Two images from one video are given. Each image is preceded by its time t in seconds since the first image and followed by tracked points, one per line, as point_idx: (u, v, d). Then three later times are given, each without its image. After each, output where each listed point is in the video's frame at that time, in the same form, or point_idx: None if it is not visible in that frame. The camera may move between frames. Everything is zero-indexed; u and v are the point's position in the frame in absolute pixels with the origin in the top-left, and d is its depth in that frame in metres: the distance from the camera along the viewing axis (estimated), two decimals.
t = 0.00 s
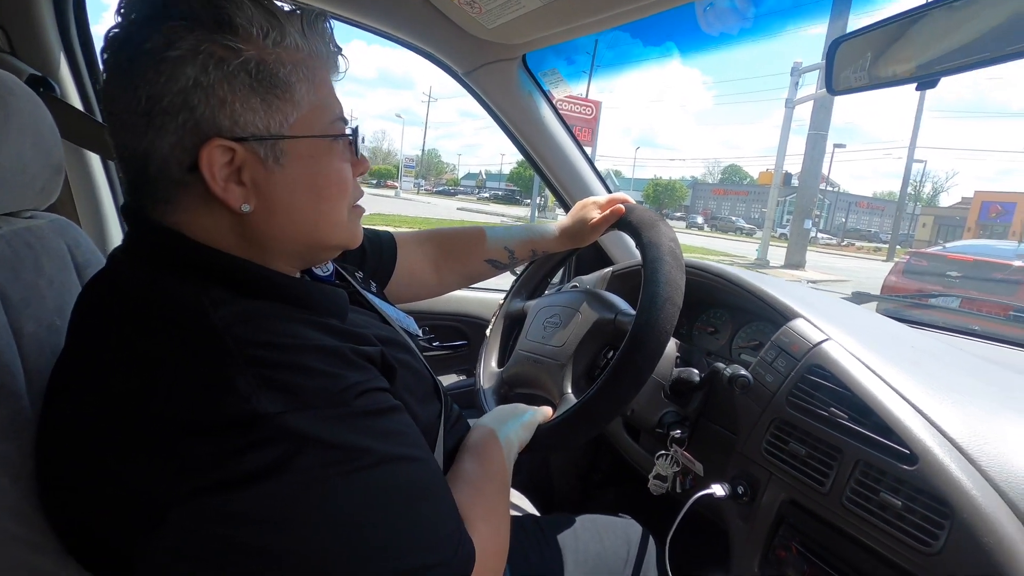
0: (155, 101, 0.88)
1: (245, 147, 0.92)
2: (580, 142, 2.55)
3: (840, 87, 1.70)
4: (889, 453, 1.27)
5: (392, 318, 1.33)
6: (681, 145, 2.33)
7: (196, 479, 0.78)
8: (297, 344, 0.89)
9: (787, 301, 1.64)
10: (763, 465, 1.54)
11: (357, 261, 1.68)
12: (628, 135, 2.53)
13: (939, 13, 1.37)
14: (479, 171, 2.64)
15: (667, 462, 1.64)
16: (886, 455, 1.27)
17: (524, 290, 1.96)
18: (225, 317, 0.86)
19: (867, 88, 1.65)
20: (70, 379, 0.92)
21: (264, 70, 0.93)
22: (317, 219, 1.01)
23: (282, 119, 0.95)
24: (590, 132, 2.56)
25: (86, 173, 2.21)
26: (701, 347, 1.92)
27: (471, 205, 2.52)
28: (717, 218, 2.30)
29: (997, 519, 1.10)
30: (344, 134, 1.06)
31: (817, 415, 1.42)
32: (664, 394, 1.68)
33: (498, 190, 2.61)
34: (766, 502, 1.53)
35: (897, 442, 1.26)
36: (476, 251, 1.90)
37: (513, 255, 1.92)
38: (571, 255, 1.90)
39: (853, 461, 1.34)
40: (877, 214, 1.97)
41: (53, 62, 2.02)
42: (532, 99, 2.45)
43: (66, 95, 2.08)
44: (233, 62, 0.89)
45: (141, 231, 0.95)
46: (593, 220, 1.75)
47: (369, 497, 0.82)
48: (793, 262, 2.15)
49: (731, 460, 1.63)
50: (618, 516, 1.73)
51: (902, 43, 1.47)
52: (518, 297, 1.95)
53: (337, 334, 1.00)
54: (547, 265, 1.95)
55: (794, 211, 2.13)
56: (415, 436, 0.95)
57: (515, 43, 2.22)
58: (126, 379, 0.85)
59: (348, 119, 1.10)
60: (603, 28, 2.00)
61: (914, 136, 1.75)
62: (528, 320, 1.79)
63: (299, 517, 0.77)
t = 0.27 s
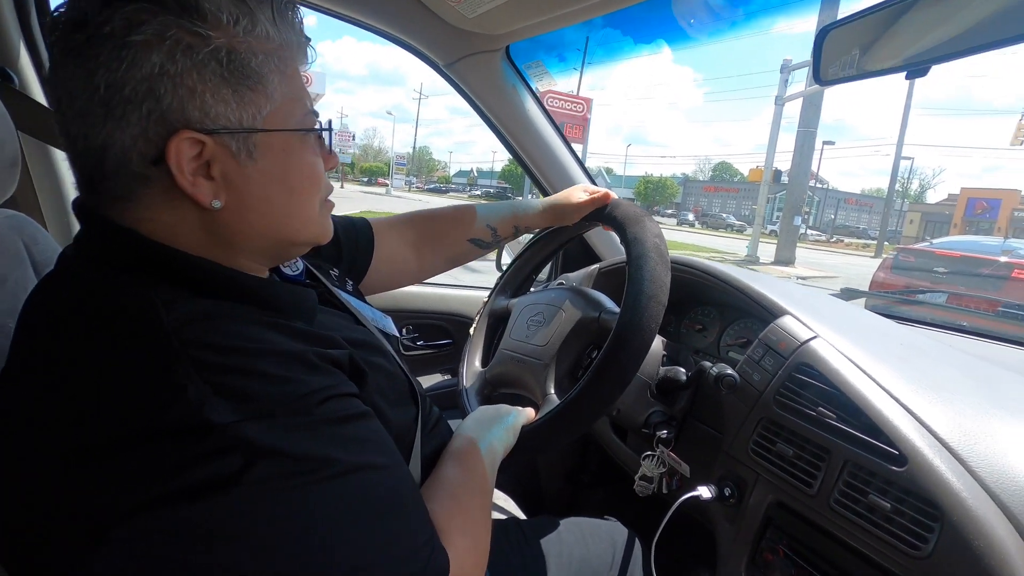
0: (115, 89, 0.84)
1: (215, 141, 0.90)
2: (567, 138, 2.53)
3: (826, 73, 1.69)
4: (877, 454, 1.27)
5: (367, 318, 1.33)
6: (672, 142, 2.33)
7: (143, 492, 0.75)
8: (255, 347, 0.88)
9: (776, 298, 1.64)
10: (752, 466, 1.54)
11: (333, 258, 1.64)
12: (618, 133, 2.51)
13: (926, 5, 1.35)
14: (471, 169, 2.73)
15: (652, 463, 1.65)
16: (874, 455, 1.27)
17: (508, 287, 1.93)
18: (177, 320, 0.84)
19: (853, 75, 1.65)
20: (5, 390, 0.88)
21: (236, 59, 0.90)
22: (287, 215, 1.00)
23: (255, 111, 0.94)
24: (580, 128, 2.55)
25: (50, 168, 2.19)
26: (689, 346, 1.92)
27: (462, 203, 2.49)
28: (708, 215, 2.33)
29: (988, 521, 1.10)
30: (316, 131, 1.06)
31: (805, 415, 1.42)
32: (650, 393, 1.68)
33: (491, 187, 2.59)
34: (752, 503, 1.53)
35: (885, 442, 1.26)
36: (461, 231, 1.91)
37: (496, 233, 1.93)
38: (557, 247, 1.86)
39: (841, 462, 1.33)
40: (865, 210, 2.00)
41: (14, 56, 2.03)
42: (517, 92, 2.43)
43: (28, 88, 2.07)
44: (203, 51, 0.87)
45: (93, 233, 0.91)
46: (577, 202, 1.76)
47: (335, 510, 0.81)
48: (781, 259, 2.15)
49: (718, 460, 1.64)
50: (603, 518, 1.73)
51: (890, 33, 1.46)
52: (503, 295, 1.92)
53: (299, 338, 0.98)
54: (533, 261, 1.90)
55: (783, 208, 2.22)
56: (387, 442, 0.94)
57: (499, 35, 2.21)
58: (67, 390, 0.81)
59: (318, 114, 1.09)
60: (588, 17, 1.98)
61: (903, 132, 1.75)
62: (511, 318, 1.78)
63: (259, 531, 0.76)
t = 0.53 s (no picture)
0: (109, 91, 0.83)
1: (212, 148, 0.90)
2: (561, 138, 2.56)
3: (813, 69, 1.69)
4: (866, 452, 1.28)
5: (356, 320, 1.31)
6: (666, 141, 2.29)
7: (124, 501, 0.75)
8: (243, 354, 0.86)
9: (766, 297, 1.65)
10: (743, 463, 1.55)
11: (322, 260, 1.63)
12: (611, 131, 2.49)
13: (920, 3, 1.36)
14: (465, 166, 2.76)
15: (645, 462, 1.65)
16: (863, 454, 1.28)
17: (501, 288, 1.94)
18: (164, 326, 0.83)
19: (840, 74, 1.65)
20: None
21: (236, 66, 0.90)
22: (280, 222, 1.01)
23: (253, 119, 0.94)
24: (574, 126, 2.56)
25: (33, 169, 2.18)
26: (681, 344, 1.92)
27: (458, 202, 2.49)
28: (701, 213, 2.33)
29: (975, 518, 1.12)
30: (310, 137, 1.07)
31: (795, 414, 1.43)
32: (643, 392, 1.70)
33: (483, 186, 2.66)
34: (743, 501, 1.54)
35: (874, 441, 1.27)
36: (453, 240, 1.90)
37: (489, 245, 1.91)
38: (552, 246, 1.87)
39: (830, 460, 1.35)
40: (857, 208, 1.95)
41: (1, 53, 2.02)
42: (509, 92, 2.43)
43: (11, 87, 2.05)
44: (204, 57, 0.86)
45: (73, 239, 0.90)
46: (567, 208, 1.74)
47: (323, 516, 0.81)
48: (774, 257, 2.15)
49: (709, 459, 1.64)
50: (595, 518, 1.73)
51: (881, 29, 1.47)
52: (495, 295, 1.93)
53: (288, 343, 0.97)
54: (524, 262, 1.93)
55: (775, 206, 2.12)
56: (375, 447, 0.94)
57: (489, 33, 2.21)
58: (45, 400, 0.80)
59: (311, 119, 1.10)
60: (581, 15, 1.99)
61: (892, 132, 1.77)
62: (503, 318, 1.79)
63: (246, 539, 0.76)
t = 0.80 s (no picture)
0: (92, 79, 0.81)
1: (195, 142, 0.89)
2: (549, 134, 2.58)
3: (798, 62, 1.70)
4: (850, 445, 1.28)
5: (338, 315, 1.30)
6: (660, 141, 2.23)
7: (93, 500, 0.74)
8: (215, 349, 0.86)
9: (753, 291, 1.65)
10: (728, 457, 1.55)
11: (305, 257, 1.62)
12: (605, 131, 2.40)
13: None
14: (458, 166, 2.72)
15: (631, 456, 1.66)
16: (848, 446, 1.29)
17: (488, 284, 1.94)
18: (135, 322, 0.82)
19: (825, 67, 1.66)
20: None
21: (224, 61, 0.90)
22: (261, 219, 1.00)
23: (239, 114, 0.94)
24: (567, 125, 2.53)
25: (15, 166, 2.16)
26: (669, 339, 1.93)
27: (451, 200, 2.48)
28: (694, 211, 2.37)
29: (956, 509, 1.13)
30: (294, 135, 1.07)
31: (780, 407, 1.44)
32: (629, 386, 1.69)
33: (477, 184, 2.66)
34: (728, 495, 1.55)
35: (859, 433, 1.27)
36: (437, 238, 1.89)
37: (474, 243, 1.91)
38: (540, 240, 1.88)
39: (815, 453, 1.35)
40: (847, 206, 2.10)
41: None
42: (496, 85, 2.45)
43: None
44: (192, 50, 0.86)
45: (45, 234, 0.88)
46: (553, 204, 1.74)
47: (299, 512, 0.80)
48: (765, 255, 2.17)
49: (696, 454, 1.65)
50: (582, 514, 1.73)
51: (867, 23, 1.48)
52: (483, 291, 1.94)
53: (263, 338, 0.96)
54: (512, 257, 1.94)
55: (768, 204, 2.26)
56: (352, 443, 0.93)
57: (475, 25, 2.21)
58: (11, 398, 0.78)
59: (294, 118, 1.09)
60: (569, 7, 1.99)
61: (882, 130, 1.79)
62: (489, 314, 1.78)
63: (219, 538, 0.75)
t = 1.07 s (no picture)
0: (21, 65, 0.81)
1: (138, 125, 0.87)
2: (534, 133, 2.57)
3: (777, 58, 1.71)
4: (827, 439, 1.30)
5: (313, 314, 1.29)
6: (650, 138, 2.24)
7: (56, 505, 0.73)
8: (177, 349, 0.84)
9: (733, 287, 1.67)
10: (710, 454, 1.56)
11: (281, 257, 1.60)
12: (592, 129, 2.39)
13: None
14: (445, 164, 2.75)
15: (614, 453, 1.70)
16: (824, 441, 1.30)
17: (469, 283, 1.93)
18: (97, 323, 0.81)
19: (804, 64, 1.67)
20: None
21: (161, 38, 0.89)
22: (220, 205, 0.98)
23: (184, 94, 0.92)
24: (553, 122, 2.54)
25: None
26: (651, 336, 1.94)
27: (438, 198, 2.48)
28: (680, 208, 2.42)
29: (932, 503, 1.14)
30: (251, 120, 1.05)
31: (760, 403, 1.45)
32: (610, 384, 1.71)
33: (465, 182, 2.71)
34: (709, 490, 1.56)
35: (836, 428, 1.29)
36: (416, 236, 1.87)
37: (454, 241, 1.90)
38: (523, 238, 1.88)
39: (793, 448, 1.37)
40: (830, 203, 2.15)
41: None
42: (476, 82, 2.43)
43: None
44: (122, 27, 0.84)
45: (3, 234, 0.86)
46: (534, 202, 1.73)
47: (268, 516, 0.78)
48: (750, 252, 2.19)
49: (676, 451, 1.67)
50: (565, 512, 1.73)
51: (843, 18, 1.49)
52: (464, 289, 1.93)
53: (232, 338, 0.95)
54: (495, 255, 1.92)
55: (753, 201, 2.30)
56: (326, 444, 0.91)
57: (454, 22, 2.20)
58: None
59: (253, 103, 1.08)
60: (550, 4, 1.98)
61: (864, 129, 1.82)
62: (471, 312, 1.78)
63: (183, 543, 0.72)
